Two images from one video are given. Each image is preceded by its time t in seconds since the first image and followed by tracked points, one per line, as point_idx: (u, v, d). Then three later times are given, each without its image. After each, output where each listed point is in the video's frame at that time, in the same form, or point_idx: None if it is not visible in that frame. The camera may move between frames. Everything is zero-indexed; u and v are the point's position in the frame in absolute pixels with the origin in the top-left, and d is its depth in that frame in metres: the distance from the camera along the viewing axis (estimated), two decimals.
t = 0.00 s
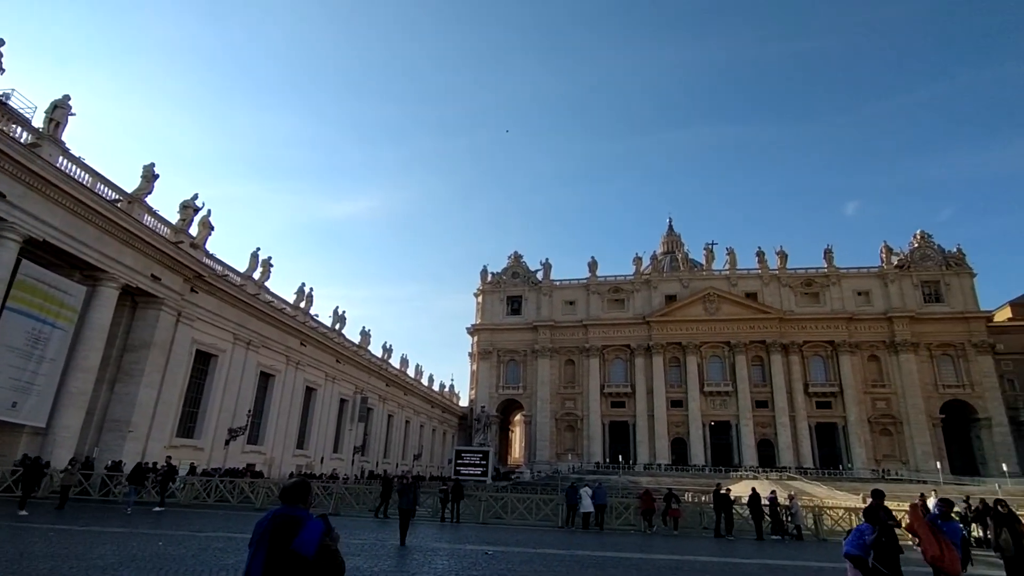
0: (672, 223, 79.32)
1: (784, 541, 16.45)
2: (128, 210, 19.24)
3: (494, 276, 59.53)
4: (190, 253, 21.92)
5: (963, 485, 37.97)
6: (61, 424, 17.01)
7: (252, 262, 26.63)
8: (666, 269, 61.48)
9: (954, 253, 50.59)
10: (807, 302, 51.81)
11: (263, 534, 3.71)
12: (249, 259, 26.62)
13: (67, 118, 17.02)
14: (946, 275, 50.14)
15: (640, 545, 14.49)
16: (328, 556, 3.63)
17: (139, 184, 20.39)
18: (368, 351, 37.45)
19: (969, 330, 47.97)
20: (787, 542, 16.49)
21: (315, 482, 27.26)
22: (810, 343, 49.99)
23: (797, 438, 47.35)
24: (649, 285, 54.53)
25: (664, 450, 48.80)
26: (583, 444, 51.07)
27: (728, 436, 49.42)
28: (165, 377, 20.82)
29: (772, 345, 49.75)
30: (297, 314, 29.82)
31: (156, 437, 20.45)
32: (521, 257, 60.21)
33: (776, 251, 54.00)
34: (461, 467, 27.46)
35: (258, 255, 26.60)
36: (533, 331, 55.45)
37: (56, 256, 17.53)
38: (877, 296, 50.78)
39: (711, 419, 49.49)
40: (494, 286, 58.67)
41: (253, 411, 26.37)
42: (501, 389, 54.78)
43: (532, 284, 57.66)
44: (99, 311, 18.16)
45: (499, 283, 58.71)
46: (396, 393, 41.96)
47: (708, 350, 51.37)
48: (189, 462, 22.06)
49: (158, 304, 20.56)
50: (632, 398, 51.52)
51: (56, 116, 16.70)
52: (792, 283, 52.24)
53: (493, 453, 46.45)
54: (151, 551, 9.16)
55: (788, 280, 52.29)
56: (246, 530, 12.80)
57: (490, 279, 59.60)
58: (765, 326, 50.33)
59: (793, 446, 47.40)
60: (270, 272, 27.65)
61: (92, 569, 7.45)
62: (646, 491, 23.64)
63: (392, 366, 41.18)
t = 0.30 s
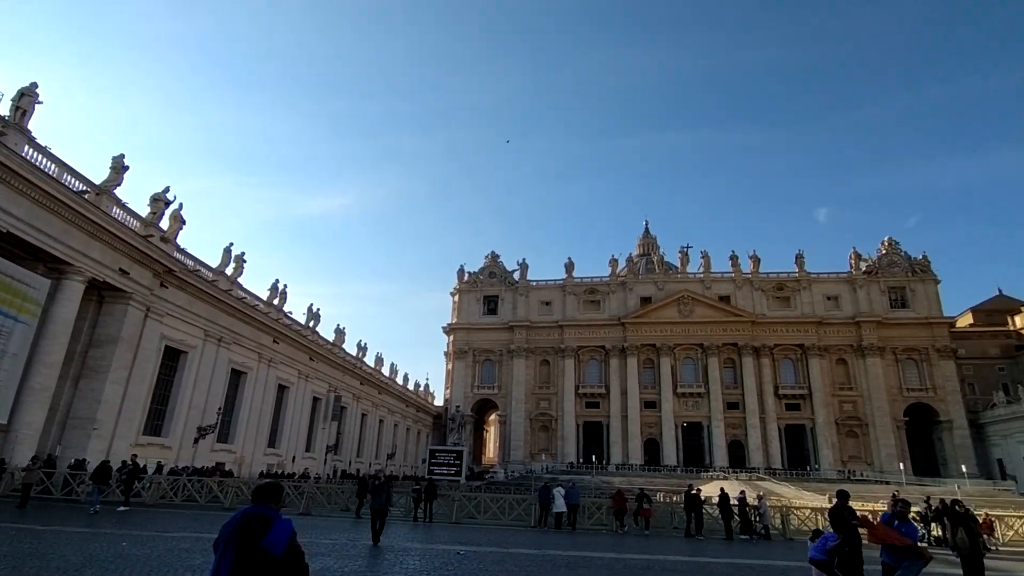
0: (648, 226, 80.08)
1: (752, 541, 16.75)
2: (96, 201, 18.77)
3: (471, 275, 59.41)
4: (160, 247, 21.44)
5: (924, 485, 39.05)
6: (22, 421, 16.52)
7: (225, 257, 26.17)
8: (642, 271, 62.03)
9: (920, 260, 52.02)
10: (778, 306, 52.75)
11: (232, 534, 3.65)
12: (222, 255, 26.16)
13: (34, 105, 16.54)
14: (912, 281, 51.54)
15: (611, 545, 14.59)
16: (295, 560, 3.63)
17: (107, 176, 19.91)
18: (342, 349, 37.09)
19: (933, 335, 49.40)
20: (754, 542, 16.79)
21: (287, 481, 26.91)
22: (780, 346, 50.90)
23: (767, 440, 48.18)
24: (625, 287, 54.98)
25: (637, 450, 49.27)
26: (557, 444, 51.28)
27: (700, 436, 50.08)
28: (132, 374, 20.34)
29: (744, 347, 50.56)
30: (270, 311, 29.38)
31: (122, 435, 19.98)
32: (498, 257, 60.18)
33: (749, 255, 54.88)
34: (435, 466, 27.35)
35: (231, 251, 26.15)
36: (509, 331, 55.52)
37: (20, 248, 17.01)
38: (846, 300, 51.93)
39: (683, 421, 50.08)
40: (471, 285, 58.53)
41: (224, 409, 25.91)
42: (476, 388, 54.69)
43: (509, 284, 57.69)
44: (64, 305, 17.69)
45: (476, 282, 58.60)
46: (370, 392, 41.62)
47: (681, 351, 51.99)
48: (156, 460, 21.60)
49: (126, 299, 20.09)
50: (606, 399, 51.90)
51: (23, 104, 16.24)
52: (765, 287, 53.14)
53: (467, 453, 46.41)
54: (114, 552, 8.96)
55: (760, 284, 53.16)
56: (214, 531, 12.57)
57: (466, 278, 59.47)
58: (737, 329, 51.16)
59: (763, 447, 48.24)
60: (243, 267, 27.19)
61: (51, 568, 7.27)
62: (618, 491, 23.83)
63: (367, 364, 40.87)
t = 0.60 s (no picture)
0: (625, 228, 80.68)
1: (723, 539, 17.01)
2: (63, 193, 18.29)
3: (449, 274, 59.21)
4: (130, 241, 20.98)
5: (890, 484, 40.04)
6: None
7: (197, 253, 25.69)
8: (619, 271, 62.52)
9: (888, 264, 53.36)
10: (752, 308, 53.59)
11: (202, 533, 3.60)
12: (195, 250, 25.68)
13: None
14: (880, 285, 52.82)
15: (585, 544, 14.67)
16: (265, 559, 3.61)
17: (76, 167, 19.40)
18: (317, 347, 36.69)
19: (900, 338, 50.74)
20: (726, 540, 17.05)
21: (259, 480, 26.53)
22: (753, 347, 51.74)
23: (739, 440, 48.90)
24: (602, 288, 55.34)
25: (612, 449, 49.65)
26: (533, 443, 51.41)
27: (674, 436, 50.65)
28: (100, 371, 19.87)
29: (718, 348, 51.29)
30: (243, 308, 28.92)
31: (88, 433, 19.50)
32: (476, 256, 60.11)
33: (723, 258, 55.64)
34: (410, 466, 27.20)
35: (204, 246, 25.67)
36: (486, 330, 55.50)
37: None
38: (817, 303, 52.97)
39: (658, 421, 50.61)
40: (449, 284, 58.33)
41: (194, 407, 25.45)
42: (453, 387, 54.55)
43: (486, 283, 57.64)
44: (29, 299, 17.19)
45: (453, 281, 58.41)
46: (346, 391, 41.25)
47: (657, 352, 52.53)
48: (123, 459, 21.13)
49: (94, 294, 19.62)
50: (582, 399, 52.21)
51: None
52: (739, 289, 53.94)
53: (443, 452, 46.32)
54: (80, 553, 8.78)
55: (735, 286, 53.95)
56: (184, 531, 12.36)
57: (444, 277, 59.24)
58: (711, 330, 51.89)
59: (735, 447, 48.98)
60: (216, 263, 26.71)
61: (12, 570, 7.11)
62: (593, 490, 23.99)
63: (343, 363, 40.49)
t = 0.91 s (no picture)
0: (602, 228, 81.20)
1: (695, 537, 17.25)
2: (29, 184, 17.76)
3: (426, 272, 58.92)
4: (98, 234, 20.44)
5: (856, 483, 40.98)
6: None
7: (168, 248, 25.14)
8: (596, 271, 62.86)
9: (857, 268, 54.62)
10: (725, 309, 54.36)
11: (170, 532, 3.54)
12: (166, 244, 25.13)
13: None
14: (850, 288, 54.02)
15: (560, 542, 14.73)
16: (235, 558, 3.57)
17: (41, 157, 18.85)
18: (291, 345, 36.21)
19: (868, 340, 51.97)
20: (697, 538, 17.29)
21: (230, 479, 26.10)
22: (726, 348, 52.51)
23: (711, 439, 49.58)
24: (578, 287, 55.62)
25: (587, 448, 49.96)
26: (508, 442, 51.46)
27: (648, 435, 51.16)
28: (65, 367, 19.35)
29: (692, 349, 51.95)
30: (216, 304, 28.39)
31: (52, 431, 18.97)
32: (454, 254, 59.93)
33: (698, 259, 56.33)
34: (385, 464, 27.00)
35: (175, 240, 25.14)
36: (463, 329, 55.40)
37: None
38: (789, 305, 53.97)
39: (633, 420, 51.08)
40: (426, 282, 58.06)
41: (164, 405, 24.95)
42: (429, 386, 54.31)
43: (463, 282, 57.52)
44: None
45: (430, 279, 58.14)
46: (320, 389, 40.77)
47: (632, 352, 53.00)
48: (88, 458, 20.61)
49: (60, 288, 19.09)
50: (558, 398, 52.43)
51: None
52: (713, 290, 54.68)
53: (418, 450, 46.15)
54: (41, 554, 8.53)
55: (709, 288, 54.67)
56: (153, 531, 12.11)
57: (421, 275, 58.92)
58: (686, 330, 52.52)
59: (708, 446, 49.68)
60: (187, 258, 26.16)
61: None
62: (568, 488, 24.12)
63: (317, 360, 40.03)
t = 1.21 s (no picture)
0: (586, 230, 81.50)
1: (675, 536, 17.41)
2: (3, 177, 17.38)
3: (409, 271, 58.65)
4: (75, 230, 20.06)
5: (833, 483, 41.59)
6: None
7: (147, 244, 24.74)
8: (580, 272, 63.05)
9: (836, 271, 55.48)
10: (707, 311, 54.88)
11: (143, 533, 3.49)
12: (144, 241, 24.73)
13: None
14: (829, 290, 54.84)
15: (541, 542, 14.77)
16: (210, 560, 3.53)
17: (17, 151, 18.44)
18: (272, 344, 35.82)
19: (846, 342, 52.80)
20: (677, 537, 17.45)
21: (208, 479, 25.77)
22: (708, 349, 53.00)
23: (692, 439, 50.01)
24: (562, 288, 55.76)
25: (569, 448, 50.10)
26: (491, 442, 51.42)
27: (630, 436, 51.46)
28: (38, 365, 18.96)
29: (674, 350, 52.35)
30: (195, 302, 27.99)
31: (24, 430, 18.57)
32: (438, 254, 59.73)
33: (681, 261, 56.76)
34: (366, 464, 26.82)
35: (154, 237, 24.74)
36: (446, 329, 55.27)
37: None
38: (769, 307, 54.62)
39: (615, 420, 51.35)
40: (409, 281, 57.80)
41: (140, 404, 24.55)
42: (411, 385, 54.07)
43: (447, 281, 57.40)
44: None
45: (414, 279, 57.91)
46: (301, 388, 40.40)
47: (614, 353, 53.27)
48: (62, 457, 20.20)
49: (34, 284, 18.69)
50: (541, 398, 52.54)
51: None
52: (695, 292, 55.15)
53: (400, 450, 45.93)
54: (10, 555, 8.33)
55: (691, 289, 55.13)
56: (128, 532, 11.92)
57: (405, 274, 58.65)
58: (668, 331, 52.90)
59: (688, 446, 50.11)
60: (166, 254, 25.76)
61: None
62: (549, 488, 24.17)
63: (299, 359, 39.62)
